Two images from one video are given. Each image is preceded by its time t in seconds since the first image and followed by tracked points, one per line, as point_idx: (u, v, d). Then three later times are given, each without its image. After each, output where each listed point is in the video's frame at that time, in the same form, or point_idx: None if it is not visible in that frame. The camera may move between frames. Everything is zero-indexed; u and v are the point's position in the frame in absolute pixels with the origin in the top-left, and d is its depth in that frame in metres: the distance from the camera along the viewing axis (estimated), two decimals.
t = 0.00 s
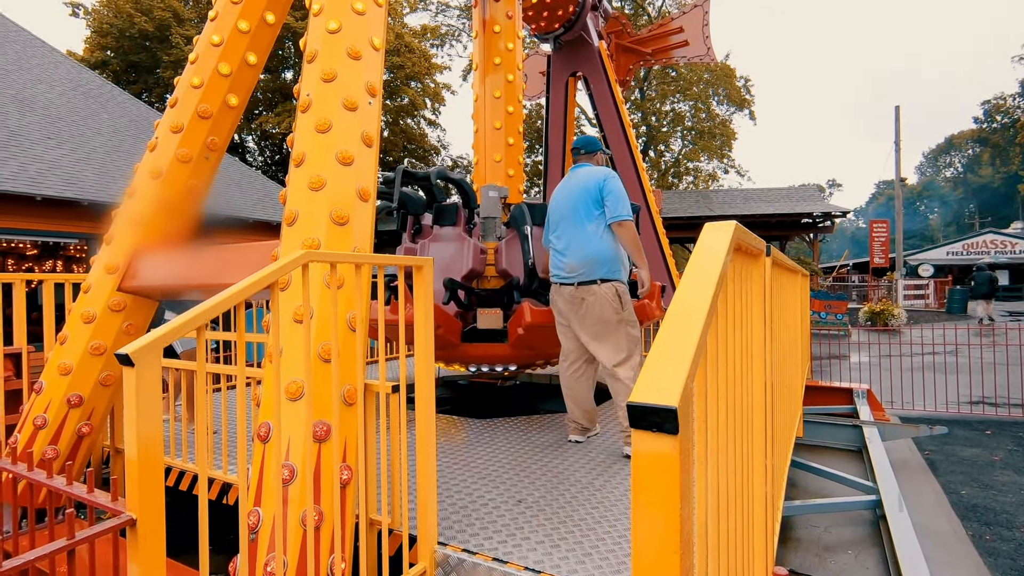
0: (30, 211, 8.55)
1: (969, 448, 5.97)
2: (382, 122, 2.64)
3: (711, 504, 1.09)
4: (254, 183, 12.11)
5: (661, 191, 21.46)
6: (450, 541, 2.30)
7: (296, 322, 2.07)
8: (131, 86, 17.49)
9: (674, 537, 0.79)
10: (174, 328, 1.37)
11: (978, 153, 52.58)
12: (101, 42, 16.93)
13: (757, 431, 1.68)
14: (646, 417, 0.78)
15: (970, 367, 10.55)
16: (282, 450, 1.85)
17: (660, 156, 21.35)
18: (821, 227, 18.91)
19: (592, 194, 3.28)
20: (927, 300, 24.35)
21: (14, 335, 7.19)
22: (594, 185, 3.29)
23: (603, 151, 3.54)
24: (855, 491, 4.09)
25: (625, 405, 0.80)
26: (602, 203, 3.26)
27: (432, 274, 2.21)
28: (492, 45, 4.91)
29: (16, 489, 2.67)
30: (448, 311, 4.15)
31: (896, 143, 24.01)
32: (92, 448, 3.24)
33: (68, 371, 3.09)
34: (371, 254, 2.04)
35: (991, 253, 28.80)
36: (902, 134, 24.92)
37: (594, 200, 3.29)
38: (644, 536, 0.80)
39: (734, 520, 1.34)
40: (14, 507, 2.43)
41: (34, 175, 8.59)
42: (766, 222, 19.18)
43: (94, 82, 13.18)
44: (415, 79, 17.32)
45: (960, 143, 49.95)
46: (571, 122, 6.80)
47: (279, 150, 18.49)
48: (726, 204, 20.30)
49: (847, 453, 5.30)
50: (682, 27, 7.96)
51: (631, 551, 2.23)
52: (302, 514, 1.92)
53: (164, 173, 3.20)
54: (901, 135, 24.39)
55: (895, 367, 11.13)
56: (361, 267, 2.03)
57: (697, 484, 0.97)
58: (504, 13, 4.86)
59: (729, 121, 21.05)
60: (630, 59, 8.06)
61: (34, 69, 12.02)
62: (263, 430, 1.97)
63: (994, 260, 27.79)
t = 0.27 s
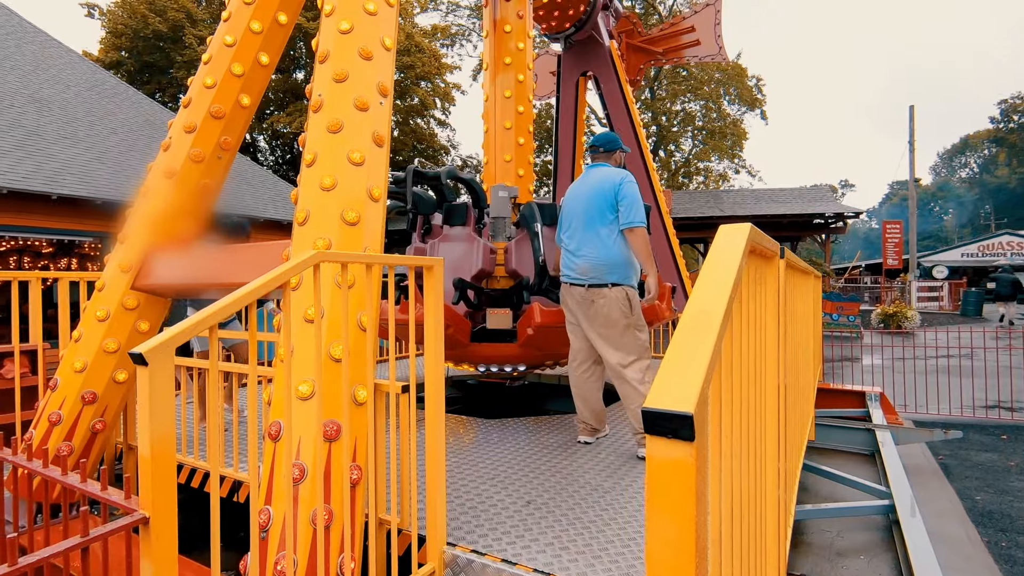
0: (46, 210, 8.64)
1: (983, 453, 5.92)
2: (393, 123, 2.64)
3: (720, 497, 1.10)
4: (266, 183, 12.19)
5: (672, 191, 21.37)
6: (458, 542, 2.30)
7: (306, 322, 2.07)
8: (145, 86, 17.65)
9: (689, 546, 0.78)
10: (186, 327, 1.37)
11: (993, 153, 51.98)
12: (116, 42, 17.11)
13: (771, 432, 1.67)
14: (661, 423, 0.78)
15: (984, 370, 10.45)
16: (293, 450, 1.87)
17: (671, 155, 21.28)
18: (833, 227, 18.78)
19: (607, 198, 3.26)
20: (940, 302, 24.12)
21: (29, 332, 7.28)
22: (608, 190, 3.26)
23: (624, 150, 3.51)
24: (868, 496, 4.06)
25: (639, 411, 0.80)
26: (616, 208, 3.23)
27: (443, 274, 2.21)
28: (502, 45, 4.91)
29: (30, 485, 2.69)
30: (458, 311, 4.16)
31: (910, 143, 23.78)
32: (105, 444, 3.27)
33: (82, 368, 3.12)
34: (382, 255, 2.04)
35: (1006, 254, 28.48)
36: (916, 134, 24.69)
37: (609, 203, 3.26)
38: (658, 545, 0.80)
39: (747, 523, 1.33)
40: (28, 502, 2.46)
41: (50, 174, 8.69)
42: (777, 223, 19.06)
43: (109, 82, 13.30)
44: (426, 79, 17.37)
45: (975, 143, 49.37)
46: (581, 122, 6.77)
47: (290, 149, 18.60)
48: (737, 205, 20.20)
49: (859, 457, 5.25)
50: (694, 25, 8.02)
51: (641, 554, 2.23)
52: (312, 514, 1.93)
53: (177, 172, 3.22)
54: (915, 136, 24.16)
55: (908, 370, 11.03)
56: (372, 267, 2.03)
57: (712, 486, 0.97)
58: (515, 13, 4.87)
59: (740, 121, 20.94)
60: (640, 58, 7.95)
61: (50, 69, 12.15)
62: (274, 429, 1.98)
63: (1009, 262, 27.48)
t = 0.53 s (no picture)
0: (55, 207, 8.68)
1: (993, 460, 5.87)
2: (401, 122, 2.63)
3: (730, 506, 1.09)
4: (274, 181, 12.21)
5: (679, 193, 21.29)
6: (462, 546, 2.30)
7: (312, 322, 2.06)
8: (154, 84, 17.72)
9: (704, 561, 0.79)
10: (192, 327, 1.36)
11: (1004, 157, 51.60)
12: (126, 40, 17.19)
13: (783, 442, 1.65)
14: (676, 438, 0.79)
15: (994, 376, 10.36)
16: (298, 451, 1.86)
17: (678, 157, 21.20)
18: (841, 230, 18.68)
19: (622, 201, 3.23)
20: (949, 306, 23.96)
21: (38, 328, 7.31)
22: (623, 193, 3.23)
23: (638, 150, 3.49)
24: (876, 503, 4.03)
25: (654, 425, 0.80)
26: (630, 213, 3.21)
27: (450, 276, 2.20)
28: (511, 44, 4.88)
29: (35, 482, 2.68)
30: (464, 312, 4.13)
31: (919, 147, 23.62)
32: (111, 442, 3.27)
33: (89, 366, 3.12)
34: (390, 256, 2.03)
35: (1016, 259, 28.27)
36: (926, 137, 24.55)
37: (623, 206, 3.24)
38: (672, 560, 0.80)
39: (759, 534, 1.32)
40: (34, 500, 2.46)
41: (60, 171, 8.72)
42: (785, 225, 18.98)
43: (119, 80, 13.36)
44: (434, 78, 17.37)
45: (986, 146, 49.02)
46: (589, 123, 6.77)
47: (298, 148, 18.64)
48: (745, 207, 20.11)
49: (868, 463, 5.21)
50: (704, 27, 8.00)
51: (646, 561, 2.22)
52: (316, 516, 1.92)
53: (185, 170, 3.22)
54: (925, 139, 24.00)
55: (916, 375, 10.96)
56: (379, 269, 2.03)
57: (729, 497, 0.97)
58: (524, 13, 4.84)
59: (748, 123, 20.85)
60: (650, 59, 7.93)
61: (61, 66, 12.21)
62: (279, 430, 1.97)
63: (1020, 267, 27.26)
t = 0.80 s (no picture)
0: (60, 205, 8.67)
1: (1000, 468, 5.82)
2: (404, 124, 2.59)
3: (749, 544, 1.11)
4: (278, 181, 12.19)
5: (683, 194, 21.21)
6: (465, 556, 2.28)
7: (314, 328, 2.04)
8: (159, 82, 17.72)
9: None
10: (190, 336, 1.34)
11: (1011, 161, 51.34)
12: (131, 38, 17.21)
13: (793, 457, 1.65)
14: (696, 474, 0.84)
15: (1000, 382, 10.29)
16: (296, 459, 1.82)
17: (683, 158, 21.12)
18: (846, 233, 18.60)
19: (635, 207, 3.19)
20: (954, 311, 23.84)
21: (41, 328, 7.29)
22: (636, 199, 3.19)
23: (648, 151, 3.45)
24: (884, 512, 3.99)
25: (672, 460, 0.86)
26: (643, 220, 3.17)
27: (453, 281, 2.17)
28: (515, 46, 4.84)
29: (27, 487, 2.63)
30: (467, 315, 4.09)
31: (925, 150, 23.53)
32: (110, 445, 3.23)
33: (88, 367, 3.09)
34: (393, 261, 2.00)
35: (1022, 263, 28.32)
36: (932, 140, 24.45)
37: (635, 212, 3.19)
38: None
39: (772, 554, 1.34)
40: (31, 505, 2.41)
41: (64, 170, 8.71)
42: (789, 228, 18.91)
43: (124, 78, 13.33)
44: (438, 78, 17.34)
45: (991, 150, 48.85)
46: (593, 124, 6.71)
47: (302, 147, 18.63)
48: (749, 209, 20.04)
49: (874, 470, 5.16)
50: (710, 28, 7.85)
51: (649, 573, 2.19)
52: (314, 526, 1.89)
53: (187, 171, 3.19)
54: (931, 141, 23.90)
55: (921, 381, 10.90)
56: (381, 274, 1.99)
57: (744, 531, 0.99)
58: (529, 13, 4.81)
59: (753, 124, 20.78)
60: (655, 61, 7.95)
61: (66, 65, 12.22)
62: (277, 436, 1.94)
63: None
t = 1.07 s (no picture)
0: (54, 203, 8.61)
1: (1000, 470, 5.79)
2: (402, 123, 2.55)
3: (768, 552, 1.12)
4: (275, 180, 12.13)
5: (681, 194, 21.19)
6: (462, 564, 2.23)
7: (308, 331, 1.99)
8: (155, 80, 17.63)
9: None
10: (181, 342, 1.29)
11: (1008, 161, 51.46)
12: (128, 36, 17.13)
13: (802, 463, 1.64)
14: (714, 502, 0.83)
15: (998, 383, 10.28)
16: (289, 465, 1.78)
17: (681, 158, 21.08)
18: (844, 233, 18.59)
19: (646, 209, 3.14)
20: (952, 311, 23.89)
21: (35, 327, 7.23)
22: (649, 202, 3.14)
23: (659, 148, 3.36)
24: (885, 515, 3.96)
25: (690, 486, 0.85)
26: (655, 223, 3.13)
27: (451, 283, 2.12)
28: (515, 44, 4.80)
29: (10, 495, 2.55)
30: (465, 316, 4.04)
31: (923, 150, 23.54)
32: (102, 449, 3.18)
33: (80, 370, 3.03)
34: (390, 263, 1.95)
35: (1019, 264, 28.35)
36: (930, 140, 24.47)
37: (648, 215, 3.14)
38: None
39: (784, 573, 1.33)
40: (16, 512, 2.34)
41: (58, 167, 8.65)
42: (788, 228, 18.89)
43: (120, 75, 13.25)
44: (436, 77, 17.29)
45: (989, 150, 48.93)
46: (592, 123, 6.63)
47: (299, 145, 18.57)
48: (747, 209, 20.03)
49: (874, 473, 5.13)
50: (710, 27, 7.81)
51: None
52: (308, 534, 1.85)
53: (180, 170, 3.14)
54: (929, 142, 23.91)
55: (919, 381, 10.88)
56: (377, 276, 1.94)
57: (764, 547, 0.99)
58: (529, 12, 4.76)
59: (752, 124, 20.76)
60: (655, 60, 7.93)
61: (61, 62, 12.13)
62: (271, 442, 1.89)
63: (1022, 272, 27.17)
